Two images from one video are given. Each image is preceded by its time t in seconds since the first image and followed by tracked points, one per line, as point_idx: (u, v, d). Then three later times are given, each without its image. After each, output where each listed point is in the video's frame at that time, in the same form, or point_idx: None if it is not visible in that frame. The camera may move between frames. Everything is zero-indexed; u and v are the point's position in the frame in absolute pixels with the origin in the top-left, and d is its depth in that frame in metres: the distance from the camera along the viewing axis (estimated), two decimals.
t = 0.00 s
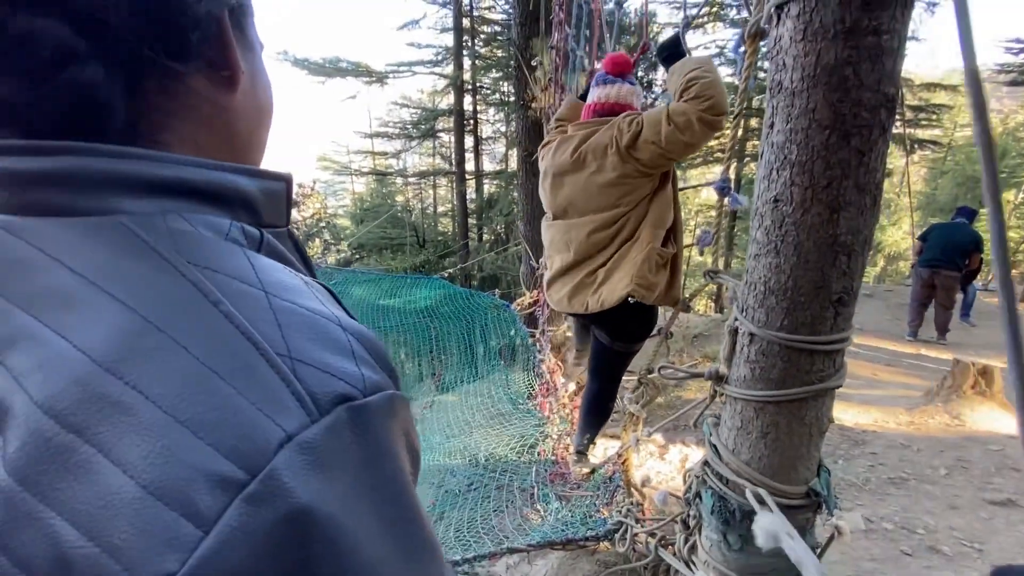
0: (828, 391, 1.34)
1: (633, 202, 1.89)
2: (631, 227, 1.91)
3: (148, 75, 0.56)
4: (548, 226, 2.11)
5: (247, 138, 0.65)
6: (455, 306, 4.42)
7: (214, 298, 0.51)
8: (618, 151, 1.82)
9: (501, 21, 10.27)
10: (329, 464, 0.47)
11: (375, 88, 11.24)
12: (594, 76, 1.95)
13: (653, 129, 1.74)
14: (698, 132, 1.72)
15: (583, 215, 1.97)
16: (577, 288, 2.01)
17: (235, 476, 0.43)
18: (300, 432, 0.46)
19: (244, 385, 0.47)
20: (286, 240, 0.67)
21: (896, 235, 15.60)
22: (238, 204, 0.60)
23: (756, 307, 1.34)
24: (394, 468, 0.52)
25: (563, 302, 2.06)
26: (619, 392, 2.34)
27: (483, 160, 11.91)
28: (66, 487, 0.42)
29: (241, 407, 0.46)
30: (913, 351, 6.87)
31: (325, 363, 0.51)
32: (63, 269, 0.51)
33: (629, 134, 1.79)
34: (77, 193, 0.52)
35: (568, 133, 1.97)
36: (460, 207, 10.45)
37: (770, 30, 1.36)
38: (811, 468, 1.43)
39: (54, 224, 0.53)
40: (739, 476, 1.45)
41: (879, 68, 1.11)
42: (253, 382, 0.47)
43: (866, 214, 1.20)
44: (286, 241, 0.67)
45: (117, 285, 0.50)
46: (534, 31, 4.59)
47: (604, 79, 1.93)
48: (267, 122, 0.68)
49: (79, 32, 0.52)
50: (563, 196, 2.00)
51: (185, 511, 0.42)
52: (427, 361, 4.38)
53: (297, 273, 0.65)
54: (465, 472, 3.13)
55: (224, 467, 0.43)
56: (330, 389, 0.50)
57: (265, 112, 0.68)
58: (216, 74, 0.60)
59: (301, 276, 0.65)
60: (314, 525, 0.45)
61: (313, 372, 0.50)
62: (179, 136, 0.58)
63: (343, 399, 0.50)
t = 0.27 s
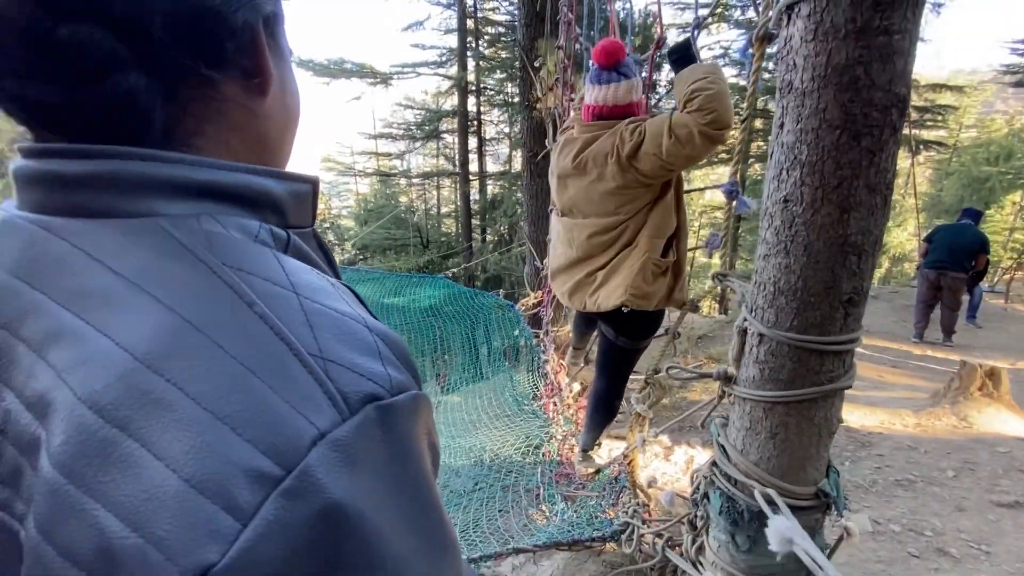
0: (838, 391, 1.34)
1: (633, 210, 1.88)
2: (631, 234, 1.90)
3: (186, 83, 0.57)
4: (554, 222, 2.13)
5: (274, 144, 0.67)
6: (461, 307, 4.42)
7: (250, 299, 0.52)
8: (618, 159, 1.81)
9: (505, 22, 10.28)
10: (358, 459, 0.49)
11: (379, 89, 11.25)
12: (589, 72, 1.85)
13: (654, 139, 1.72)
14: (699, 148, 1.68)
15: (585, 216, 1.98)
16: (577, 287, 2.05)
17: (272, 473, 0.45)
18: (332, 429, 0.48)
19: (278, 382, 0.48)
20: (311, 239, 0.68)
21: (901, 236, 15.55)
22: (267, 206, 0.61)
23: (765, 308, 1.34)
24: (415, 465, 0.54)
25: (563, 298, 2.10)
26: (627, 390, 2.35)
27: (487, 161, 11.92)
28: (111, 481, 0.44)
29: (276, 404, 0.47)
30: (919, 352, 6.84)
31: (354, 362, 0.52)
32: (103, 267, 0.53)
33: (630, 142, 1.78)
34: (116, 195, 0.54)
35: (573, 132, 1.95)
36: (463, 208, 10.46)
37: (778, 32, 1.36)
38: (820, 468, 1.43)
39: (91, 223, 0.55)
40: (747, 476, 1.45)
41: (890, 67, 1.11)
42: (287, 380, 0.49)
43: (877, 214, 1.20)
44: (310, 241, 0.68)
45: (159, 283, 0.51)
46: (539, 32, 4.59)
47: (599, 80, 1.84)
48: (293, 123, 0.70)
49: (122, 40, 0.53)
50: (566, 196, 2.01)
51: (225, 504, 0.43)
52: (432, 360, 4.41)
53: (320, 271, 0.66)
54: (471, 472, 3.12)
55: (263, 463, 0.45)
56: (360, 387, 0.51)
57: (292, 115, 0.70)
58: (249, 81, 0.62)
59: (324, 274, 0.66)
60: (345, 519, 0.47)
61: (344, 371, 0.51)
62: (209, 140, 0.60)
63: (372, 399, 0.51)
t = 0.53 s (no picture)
0: (849, 390, 1.33)
1: (628, 204, 1.87)
2: (627, 228, 1.89)
3: (204, 74, 0.58)
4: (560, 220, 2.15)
5: (292, 134, 0.68)
6: (465, 305, 4.48)
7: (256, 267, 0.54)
8: (609, 155, 1.80)
9: (510, 22, 10.27)
10: (357, 418, 0.50)
11: (384, 90, 11.30)
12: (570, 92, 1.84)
13: (639, 135, 1.70)
14: (683, 136, 1.64)
15: (584, 213, 1.99)
16: (579, 278, 2.06)
17: (269, 422, 0.47)
18: (328, 385, 0.49)
19: (281, 343, 0.50)
20: (325, 226, 0.69)
21: (907, 237, 15.46)
22: (281, 188, 0.62)
23: (777, 306, 1.33)
24: (414, 430, 0.55)
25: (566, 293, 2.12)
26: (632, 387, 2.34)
27: (492, 162, 11.92)
28: (128, 424, 0.49)
29: (277, 359, 0.49)
30: (927, 353, 6.78)
31: (356, 328, 0.53)
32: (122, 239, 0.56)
33: (618, 138, 1.77)
34: (138, 175, 0.57)
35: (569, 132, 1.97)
36: (468, 208, 10.46)
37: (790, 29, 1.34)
38: (831, 468, 1.42)
39: (114, 202, 0.58)
40: (758, 476, 1.44)
41: (904, 64, 1.10)
42: (289, 340, 0.50)
43: (891, 211, 1.19)
44: (326, 227, 0.69)
45: (172, 251, 0.54)
46: (545, 31, 4.59)
47: (582, 94, 1.82)
48: (309, 115, 0.71)
49: (146, 34, 0.55)
50: (566, 194, 2.03)
51: (223, 447, 0.46)
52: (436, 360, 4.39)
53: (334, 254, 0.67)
54: (476, 471, 3.10)
55: (260, 413, 0.47)
56: (358, 351, 0.52)
57: (309, 107, 0.70)
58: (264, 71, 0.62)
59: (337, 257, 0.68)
60: (337, 469, 0.48)
61: (343, 335, 0.52)
62: (230, 128, 0.61)
63: (370, 361, 0.52)
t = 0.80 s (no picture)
0: (853, 394, 1.33)
1: (612, 211, 1.87)
2: (614, 234, 1.90)
3: (210, 90, 0.62)
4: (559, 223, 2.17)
5: (290, 141, 0.72)
6: (467, 308, 4.50)
7: (256, 246, 0.59)
8: (587, 167, 1.81)
9: (512, 25, 10.29)
10: (342, 372, 0.56)
11: (386, 92, 11.34)
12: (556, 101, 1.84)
13: (608, 150, 1.70)
14: (645, 151, 1.62)
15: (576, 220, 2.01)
16: (575, 282, 2.08)
17: (266, 371, 0.53)
18: (318, 343, 0.55)
19: (278, 311, 0.56)
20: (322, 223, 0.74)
21: (910, 239, 15.42)
22: (279, 187, 0.67)
23: (780, 308, 1.33)
24: (398, 392, 0.61)
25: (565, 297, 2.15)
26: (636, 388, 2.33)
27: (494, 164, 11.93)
28: (147, 374, 0.54)
29: (274, 323, 0.55)
30: (931, 356, 6.76)
31: (340, 300, 0.59)
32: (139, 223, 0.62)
33: (594, 151, 1.78)
34: (156, 174, 0.62)
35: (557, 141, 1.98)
36: (471, 210, 10.48)
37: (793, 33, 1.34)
38: (835, 472, 1.41)
39: (135, 197, 0.63)
40: (761, 479, 1.44)
41: (908, 67, 1.10)
42: (284, 307, 0.56)
43: (895, 214, 1.19)
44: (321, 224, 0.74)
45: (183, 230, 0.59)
46: (548, 34, 4.60)
47: (567, 103, 1.82)
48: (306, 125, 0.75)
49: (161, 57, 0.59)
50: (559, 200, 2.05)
51: (230, 392, 0.51)
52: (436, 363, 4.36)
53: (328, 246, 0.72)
54: (479, 471, 3.10)
55: (261, 364, 0.53)
56: (344, 319, 0.58)
57: (306, 119, 0.74)
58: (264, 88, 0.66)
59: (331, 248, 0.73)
60: (324, 416, 0.54)
61: (331, 306, 0.58)
62: (234, 137, 0.66)
63: (354, 328, 0.58)
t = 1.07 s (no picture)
0: (852, 396, 1.32)
1: (603, 211, 1.87)
2: (605, 234, 1.90)
3: (201, 119, 0.68)
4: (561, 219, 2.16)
5: (273, 162, 0.76)
6: (467, 309, 4.42)
7: (259, 247, 0.65)
8: (578, 167, 1.82)
9: (513, 27, 10.30)
10: (340, 350, 0.61)
11: (387, 94, 11.37)
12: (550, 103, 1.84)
13: (596, 151, 1.71)
14: (630, 155, 1.62)
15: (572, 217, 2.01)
16: (570, 278, 2.09)
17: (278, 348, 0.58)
18: (317, 324, 0.61)
19: (283, 300, 0.61)
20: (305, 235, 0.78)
21: (912, 241, 15.38)
22: (265, 202, 0.71)
23: (781, 310, 1.33)
24: (388, 372, 0.67)
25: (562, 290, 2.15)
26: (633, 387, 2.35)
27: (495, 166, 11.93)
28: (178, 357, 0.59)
29: (280, 310, 0.60)
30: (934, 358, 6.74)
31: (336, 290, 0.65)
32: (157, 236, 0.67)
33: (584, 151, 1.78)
34: (163, 190, 0.69)
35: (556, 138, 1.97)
36: (472, 212, 10.47)
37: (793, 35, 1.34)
38: (835, 474, 1.41)
39: (151, 212, 0.69)
40: (761, 481, 1.44)
41: (908, 69, 1.10)
42: (289, 298, 0.61)
43: (895, 215, 1.19)
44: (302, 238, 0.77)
45: (195, 237, 0.65)
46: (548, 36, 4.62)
47: (560, 106, 1.82)
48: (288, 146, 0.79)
49: (165, 92, 0.65)
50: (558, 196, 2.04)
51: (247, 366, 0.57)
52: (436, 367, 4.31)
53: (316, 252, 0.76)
54: (479, 473, 3.10)
55: (274, 342, 0.59)
56: (338, 306, 0.63)
57: (286, 140, 0.77)
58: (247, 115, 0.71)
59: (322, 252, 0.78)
60: (330, 388, 0.59)
61: (328, 295, 0.63)
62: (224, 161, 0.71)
63: (346, 314, 0.63)
